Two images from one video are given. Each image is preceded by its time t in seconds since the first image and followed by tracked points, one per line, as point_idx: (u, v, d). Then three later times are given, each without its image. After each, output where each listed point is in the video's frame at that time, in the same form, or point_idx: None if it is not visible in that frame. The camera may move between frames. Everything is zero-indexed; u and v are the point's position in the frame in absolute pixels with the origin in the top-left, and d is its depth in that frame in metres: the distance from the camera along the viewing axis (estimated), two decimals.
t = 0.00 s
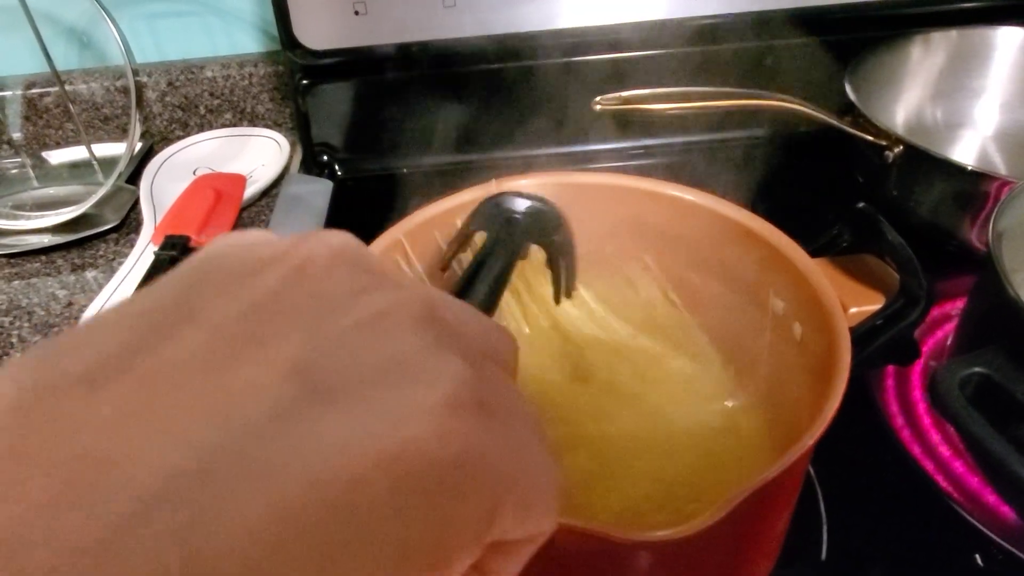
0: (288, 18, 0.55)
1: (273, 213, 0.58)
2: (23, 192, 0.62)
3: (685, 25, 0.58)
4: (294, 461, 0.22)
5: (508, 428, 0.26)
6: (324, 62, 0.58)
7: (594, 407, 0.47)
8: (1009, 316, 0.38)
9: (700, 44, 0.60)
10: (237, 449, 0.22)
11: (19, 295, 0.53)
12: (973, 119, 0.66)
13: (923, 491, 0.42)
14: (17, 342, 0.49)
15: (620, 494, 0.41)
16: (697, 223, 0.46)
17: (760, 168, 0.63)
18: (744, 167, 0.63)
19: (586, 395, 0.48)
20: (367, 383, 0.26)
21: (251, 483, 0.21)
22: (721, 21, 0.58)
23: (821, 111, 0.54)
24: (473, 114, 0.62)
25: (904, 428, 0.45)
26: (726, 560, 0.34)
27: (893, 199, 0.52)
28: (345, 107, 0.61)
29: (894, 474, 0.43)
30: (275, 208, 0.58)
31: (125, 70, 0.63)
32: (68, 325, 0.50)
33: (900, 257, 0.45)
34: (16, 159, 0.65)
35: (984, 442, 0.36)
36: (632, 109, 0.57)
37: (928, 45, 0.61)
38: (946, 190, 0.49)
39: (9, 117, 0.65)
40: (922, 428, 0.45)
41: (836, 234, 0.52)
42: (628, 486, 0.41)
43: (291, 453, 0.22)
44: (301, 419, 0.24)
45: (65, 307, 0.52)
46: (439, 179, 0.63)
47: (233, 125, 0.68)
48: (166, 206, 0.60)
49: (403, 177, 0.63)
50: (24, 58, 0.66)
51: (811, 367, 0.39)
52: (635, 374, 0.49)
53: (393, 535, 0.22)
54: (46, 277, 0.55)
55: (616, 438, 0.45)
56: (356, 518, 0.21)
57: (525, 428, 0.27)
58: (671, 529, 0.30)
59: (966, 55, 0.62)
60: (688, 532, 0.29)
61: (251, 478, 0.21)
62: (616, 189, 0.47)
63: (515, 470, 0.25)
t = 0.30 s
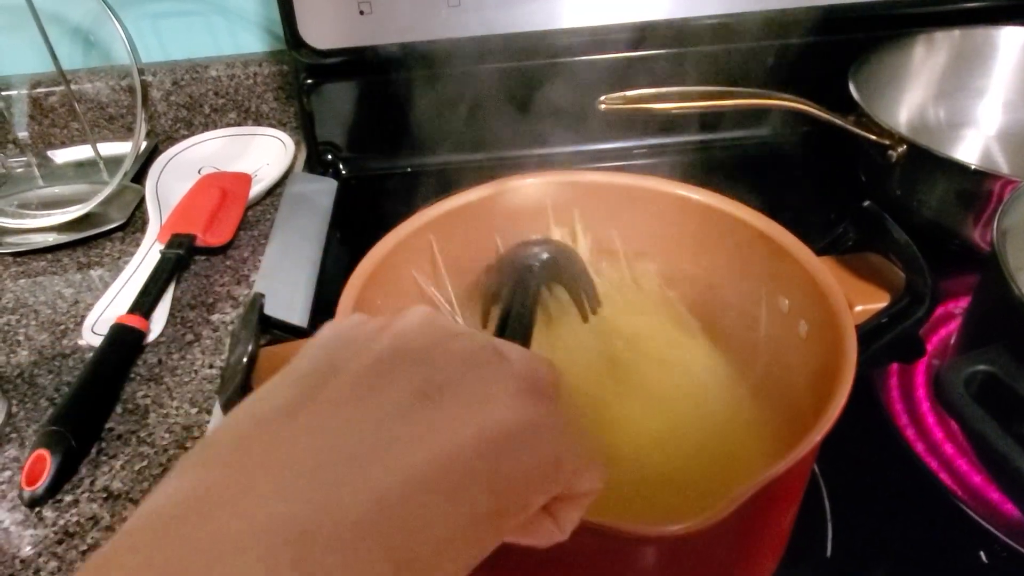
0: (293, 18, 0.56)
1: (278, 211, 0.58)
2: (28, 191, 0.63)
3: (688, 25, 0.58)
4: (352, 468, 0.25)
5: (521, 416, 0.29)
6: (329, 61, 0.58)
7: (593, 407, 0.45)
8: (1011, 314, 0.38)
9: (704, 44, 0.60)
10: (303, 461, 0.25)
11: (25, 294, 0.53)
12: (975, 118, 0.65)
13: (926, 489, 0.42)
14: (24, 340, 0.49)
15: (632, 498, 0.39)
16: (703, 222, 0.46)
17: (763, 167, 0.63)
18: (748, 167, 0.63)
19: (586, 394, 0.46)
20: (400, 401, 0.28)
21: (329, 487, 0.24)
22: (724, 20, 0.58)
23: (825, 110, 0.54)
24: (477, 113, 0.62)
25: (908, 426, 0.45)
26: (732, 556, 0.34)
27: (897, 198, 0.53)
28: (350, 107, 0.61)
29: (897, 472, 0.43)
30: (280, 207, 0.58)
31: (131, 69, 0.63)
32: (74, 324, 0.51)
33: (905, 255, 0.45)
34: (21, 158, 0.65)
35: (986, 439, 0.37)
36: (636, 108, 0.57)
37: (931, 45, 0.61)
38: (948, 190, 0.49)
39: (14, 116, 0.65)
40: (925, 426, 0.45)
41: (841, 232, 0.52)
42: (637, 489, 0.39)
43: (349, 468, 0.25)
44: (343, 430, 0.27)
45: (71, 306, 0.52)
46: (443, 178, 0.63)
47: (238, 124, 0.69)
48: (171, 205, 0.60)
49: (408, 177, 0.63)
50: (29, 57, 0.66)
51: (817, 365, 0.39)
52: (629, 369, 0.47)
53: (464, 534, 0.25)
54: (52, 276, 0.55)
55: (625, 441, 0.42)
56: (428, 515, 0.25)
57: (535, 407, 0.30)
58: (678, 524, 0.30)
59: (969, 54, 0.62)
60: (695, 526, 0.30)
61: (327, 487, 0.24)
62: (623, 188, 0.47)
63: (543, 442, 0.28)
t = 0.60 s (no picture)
0: (291, 16, 0.55)
1: (275, 210, 0.58)
2: (25, 190, 0.63)
3: (687, 23, 0.58)
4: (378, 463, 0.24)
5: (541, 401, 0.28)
6: (326, 59, 0.58)
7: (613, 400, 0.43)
8: (1009, 312, 0.38)
9: (703, 42, 0.60)
10: (321, 465, 0.24)
11: (21, 292, 0.53)
12: (975, 117, 0.65)
13: (924, 489, 0.42)
14: (20, 339, 0.49)
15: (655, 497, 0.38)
16: (702, 220, 0.46)
17: (762, 166, 0.63)
18: (746, 166, 0.63)
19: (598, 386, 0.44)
20: (411, 394, 0.27)
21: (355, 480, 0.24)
22: (723, 19, 0.58)
23: (824, 109, 0.54)
24: (476, 111, 0.62)
25: (906, 425, 0.45)
26: (729, 555, 0.34)
27: (896, 197, 0.52)
28: (348, 105, 0.61)
29: (895, 472, 0.43)
30: (277, 205, 0.58)
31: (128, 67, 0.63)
32: (70, 323, 0.50)
33: (903, 254, 0.45)
34: (18, 157, 0.65)
35: (984, 438, 0.36)
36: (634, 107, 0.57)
37: (930, 43, 0.61)
38: (947, 188, 0.49)
39: (11, 115, 0.65)
40: (924, 425, 0.45)
41: (840, 231, 0.52)
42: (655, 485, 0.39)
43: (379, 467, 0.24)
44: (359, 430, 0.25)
45: (67, 304, 0.52)
46: (442, 177, 0.63)
47: (235, 123, 0.68)
48: (168, 203, 0.60)
49: (406, 176, 0.63)
50: (27, 55, 0.66)
51: (815, 363, 0.39)
52: (648, 356, 0.46)
53: (499, 534, 0.25)
54: (48, 275, 0.55)
55: (638, 438, 0.41)
56: (460, 514, 0.24)
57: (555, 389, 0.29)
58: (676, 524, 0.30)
59: (969, 53, 0.62)
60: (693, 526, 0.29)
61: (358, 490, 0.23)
62: (622, 185, 0.47)
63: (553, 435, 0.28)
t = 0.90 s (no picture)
0: (291, 19, 0.56)
1: (275, 212, 0.58)
2: (26, 191, 0.63)
3: (687, 27, 0.58)
4: (291, 415, 0.21)
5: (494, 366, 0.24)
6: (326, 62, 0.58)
7: (618, 407, 0.45)
8: (1007, 316, 0.38)
9: (703, 45, 0.60)
10: (228, 406, 0.20)
11: (22, 294, 0.53)
12: (974, 119, 0.65)
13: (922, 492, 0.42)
14: (20, 341, 0.49)
15: (657, 491, 0.39)
16: (700, 223, 0.46)
17: (761, 168, 0.63)
18: (745, 168, 0.63)
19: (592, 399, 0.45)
20: (353, 341, 0.23)
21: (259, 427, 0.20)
22: (723, 22, 0.58)
23: (823, 112, 0.54)
24: (475, 112, 0.62)
25: (904, 428, 0.45)
26: (727, 557, 0.34)
27: (894, 199, 0.52)
28: (348, 107, 0.61)
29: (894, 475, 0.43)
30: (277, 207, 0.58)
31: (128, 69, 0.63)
32: (71, 324, 0.50)
33: (901, 258, 0.45)
34: (19, 158, 0.65)
35: (982, 442, 0.37)
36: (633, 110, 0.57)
37: (930, 45, 0.61)
38: (946, 192, 0.49)
39: (11, 116, 0.65)
40: (922, 428, 0.45)
41: (838, 234, 0.53)
42: (654, 478, 0.40)
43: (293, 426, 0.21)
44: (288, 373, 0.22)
45: (67, 306, 0.52)
46: (442, 179, 0.63)
47: (236, 124, 0.69)
48: (168, 205, 0.60)
49: (407, 176, 0.63)
50: (27, 57, 0.66)
51: (813, 366, 0.39)
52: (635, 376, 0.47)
53: (426, 513, 0.21)
54: (49, 277, 0.55)
55: (635, 446, 0.42)
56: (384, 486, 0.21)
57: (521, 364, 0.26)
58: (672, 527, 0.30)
59: (968, 55, 0.62)
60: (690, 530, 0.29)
61: (274, 436, 0.20)
62: (621, 188, 0.47)
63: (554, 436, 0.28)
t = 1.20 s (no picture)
0: (291, 18, 0.56)
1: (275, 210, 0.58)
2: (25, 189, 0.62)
3: (688, 25, 0.58)
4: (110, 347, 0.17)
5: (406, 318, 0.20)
6: (326, 60, 0.58)
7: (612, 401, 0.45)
8: (1007, 315, 0.38)
9: (704, 44, 0.60)
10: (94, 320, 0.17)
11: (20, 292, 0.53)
12: (974, 119, 0.65)
13: (923, 492, 0.42)
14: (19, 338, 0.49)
15: (661, 499, 0.38)
16: (700, 219, 0.46)
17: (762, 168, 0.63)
18: (747, 169, 0.63)
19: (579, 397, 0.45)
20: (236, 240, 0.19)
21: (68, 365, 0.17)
22: (724, 21, 0.58)
23: (823, 110, 0.54)
24: (477, 111, 0.62)
25: (905, 428, 0.45)
26: (727, 557, 0.34)
27: (895, 199, 0.52)
28: (348, 105, 0.61)
29: (894, 475, 0.43)
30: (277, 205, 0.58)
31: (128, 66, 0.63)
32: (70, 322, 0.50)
33: (902, 256, 0.45)
34: (18, 156, 0.65)
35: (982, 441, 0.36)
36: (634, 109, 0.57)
37: (930, 45, 0.61)
38: (947, 191, 0.49)
39: (11, 114, 0.65)
40: (923, 428, 0.45)
41: (840, 233, 0.53)
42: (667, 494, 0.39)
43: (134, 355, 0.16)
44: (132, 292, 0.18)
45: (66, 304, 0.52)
46: (442, 177, 0.62)
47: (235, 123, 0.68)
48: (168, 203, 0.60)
49: (407, 175, 0.62)
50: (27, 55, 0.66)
51: (812, 365, 0.39)
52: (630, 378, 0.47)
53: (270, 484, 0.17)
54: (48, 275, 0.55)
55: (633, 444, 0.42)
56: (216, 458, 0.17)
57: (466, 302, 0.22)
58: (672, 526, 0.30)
59: (969, 55, 0.62)
60: (690, 529, 0.29)
61: (74, 392, 0.16)
62: (621, 186, 0.47)
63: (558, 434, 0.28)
